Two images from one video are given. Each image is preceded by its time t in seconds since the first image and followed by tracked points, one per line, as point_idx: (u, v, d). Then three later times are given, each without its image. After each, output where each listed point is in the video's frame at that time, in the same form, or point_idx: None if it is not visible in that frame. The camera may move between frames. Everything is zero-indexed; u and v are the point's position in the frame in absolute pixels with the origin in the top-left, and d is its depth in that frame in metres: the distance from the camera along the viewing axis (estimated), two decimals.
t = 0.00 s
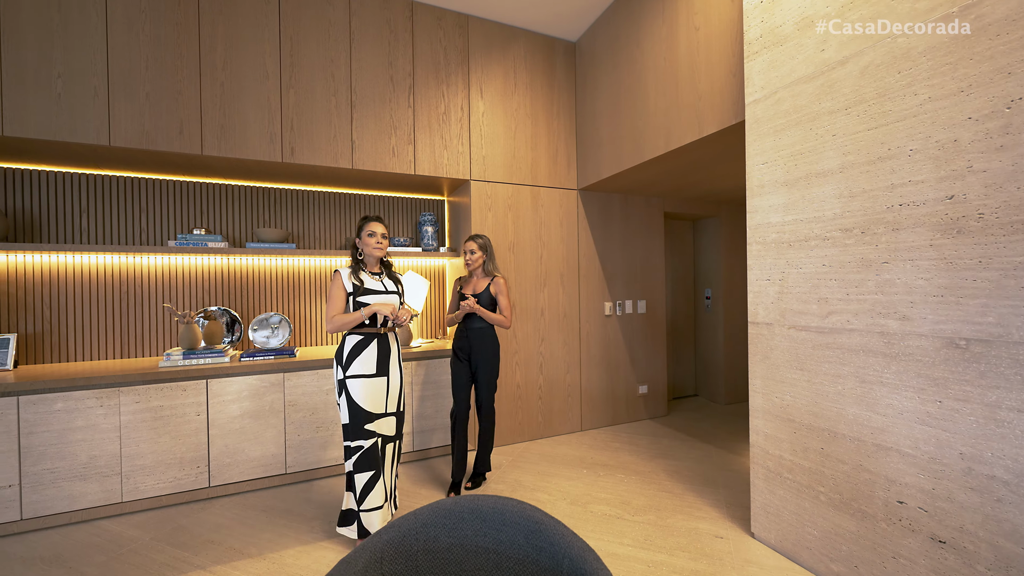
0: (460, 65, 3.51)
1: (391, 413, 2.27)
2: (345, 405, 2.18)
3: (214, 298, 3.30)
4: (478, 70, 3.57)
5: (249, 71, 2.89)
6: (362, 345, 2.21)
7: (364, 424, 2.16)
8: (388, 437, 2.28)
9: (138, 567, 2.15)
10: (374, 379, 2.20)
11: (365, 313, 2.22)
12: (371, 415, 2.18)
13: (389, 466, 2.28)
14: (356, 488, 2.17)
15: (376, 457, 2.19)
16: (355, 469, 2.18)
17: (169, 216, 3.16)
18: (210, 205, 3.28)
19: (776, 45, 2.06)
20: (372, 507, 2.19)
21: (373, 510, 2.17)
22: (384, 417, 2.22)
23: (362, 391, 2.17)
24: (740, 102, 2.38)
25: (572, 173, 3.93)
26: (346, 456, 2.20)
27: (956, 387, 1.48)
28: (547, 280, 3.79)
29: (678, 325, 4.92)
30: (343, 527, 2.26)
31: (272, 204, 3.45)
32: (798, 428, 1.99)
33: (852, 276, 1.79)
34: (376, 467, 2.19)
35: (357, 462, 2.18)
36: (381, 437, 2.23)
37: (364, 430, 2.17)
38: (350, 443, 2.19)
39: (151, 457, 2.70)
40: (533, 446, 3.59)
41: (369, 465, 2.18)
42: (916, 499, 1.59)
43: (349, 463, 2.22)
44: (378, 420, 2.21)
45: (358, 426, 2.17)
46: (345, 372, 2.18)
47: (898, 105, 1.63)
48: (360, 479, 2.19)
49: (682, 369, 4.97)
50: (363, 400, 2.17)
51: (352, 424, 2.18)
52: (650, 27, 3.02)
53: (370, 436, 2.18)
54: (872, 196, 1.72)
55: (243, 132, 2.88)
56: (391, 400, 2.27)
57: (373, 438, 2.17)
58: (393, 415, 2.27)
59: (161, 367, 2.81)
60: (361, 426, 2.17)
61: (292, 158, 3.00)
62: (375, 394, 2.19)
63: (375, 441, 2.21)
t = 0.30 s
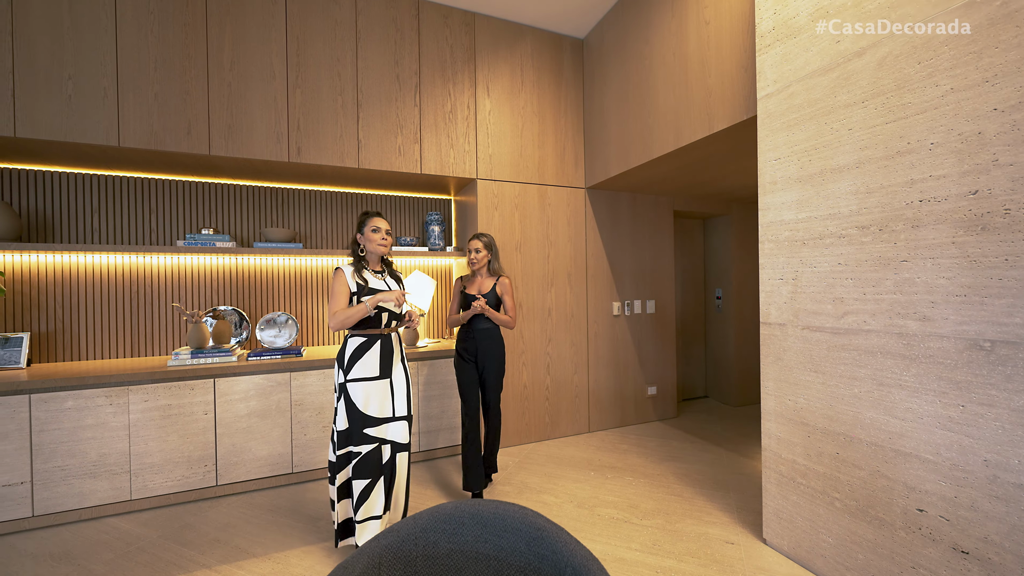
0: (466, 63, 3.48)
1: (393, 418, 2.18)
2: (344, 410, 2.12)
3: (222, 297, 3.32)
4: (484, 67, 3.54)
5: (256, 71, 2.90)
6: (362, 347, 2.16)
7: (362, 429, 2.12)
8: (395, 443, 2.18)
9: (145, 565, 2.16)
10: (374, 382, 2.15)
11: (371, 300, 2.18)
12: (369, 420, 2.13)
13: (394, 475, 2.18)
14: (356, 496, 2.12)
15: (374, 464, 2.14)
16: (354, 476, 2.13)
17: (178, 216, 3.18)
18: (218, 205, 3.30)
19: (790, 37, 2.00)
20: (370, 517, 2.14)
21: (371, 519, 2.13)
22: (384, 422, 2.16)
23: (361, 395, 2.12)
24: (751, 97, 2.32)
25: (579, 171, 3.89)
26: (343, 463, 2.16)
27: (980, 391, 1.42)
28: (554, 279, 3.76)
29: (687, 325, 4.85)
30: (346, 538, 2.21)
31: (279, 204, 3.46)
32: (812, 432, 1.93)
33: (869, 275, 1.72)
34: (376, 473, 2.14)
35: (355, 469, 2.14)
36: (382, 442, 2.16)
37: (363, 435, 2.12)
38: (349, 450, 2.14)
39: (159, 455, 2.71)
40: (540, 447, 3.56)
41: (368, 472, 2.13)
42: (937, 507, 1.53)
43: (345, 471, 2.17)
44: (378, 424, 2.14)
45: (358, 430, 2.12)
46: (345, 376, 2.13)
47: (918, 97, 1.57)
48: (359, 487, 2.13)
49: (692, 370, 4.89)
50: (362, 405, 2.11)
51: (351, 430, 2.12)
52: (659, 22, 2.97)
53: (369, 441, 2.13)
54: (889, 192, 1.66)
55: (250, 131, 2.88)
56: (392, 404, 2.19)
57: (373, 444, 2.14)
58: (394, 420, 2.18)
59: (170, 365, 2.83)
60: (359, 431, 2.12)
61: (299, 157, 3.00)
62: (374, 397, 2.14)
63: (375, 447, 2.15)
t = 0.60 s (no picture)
0: (471, 62, 3.47)
1: (400, 423, 2.16)
2: (349, 414, 2.09)
3: (228, 298, 3.34)
4: (489, 66, 3.53)
5: (261, 72, 2.91)
6: (368, 350, 2.14)
7: (368, 433, 2.10)
8: (402, 449, 2.15)
9: (151, 563, 2.17)
10: (380, 386, 2.13)
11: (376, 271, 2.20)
12: (374, 424, 2.11)
13: (401, 481, 2.15)
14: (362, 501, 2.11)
15: (381, 468, 2.13)
16: (358, 481, 2.11)
17: (185, 216, 3.21)
18: (225, 206, 3.32)
19: (799, 32, 1.96)
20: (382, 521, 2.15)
21: (379, 523, 2.13)
22: (390, 426, 2.14)
23: (367, 399, 2.10)
24: (759, 93, 2.28)
25: (585, 170, 3.85)
26: (346, 469, 2.09)
27: (998, 395, 1.37)
28: (559, 279, 3.73)
29: (695, 325, 4.79)
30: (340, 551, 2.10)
31: (285, 204, 3.47)
32: (821, 435, 1.89)
33: (882, 274, 1.68)
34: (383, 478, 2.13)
35: (361, 473, 2.11)
36: (389, 447, 2.15)
37: (368, 439, 2.10)
38: (353, 456, 2.09)
39: (166, 454, 2.73)
40: (546, 449, 3.53)
41: (375, 476, 2.12)
42: (952, 515, 1.48)
43: (348, 477, 2.10)
44: (383, 428, 2.13)
45: (362, 435, 2.10)
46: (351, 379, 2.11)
47: (933, 91, 1.52)
48: (364, 492, 2.12)
49: (700, 371, 4.83)
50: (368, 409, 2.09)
51: (354, 435, 2.09)
52: (666, 18, 2.92)
53: (375, 445, 2.12)
54: (903, 189, 1.61)
55: (255, 132, 2.89)
56: (398, 408, 2.16)
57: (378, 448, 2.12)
58: (400, 424, 2.16)
59: (176, 365, 2.85)
60: (364, 436, 2.10)
61: (303, 158, 3.00)
62: (381, 401, 2.13)
63: (381, 451, 2.13)
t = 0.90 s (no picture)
0: (475, 62, 3.46)
1: (419, 426, 2.14)
2: (370, 421, 2.04)
3: (233, 298, 3.36)
4: (493, 66, 3.52)
5: (266, 73, 2.92)
6: (386, 353, 2.09)
7: (389, 439, 2.06)
8: (418, 452, 2.14)
9: (155, 562, 2.18)
10: (401, 390, 2.08)
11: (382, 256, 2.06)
12: (396, 429, 2.07)
13: (419, 483, 2.14)
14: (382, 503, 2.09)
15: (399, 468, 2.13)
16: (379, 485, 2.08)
17: (191, 217, 3.23)
18: (230, 206, 3.34)
19: (805, 28, 1.93)
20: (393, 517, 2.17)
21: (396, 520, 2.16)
22: (409, 430, 2.12)
23: (388, 405, 2.05)
24: (765, 91, 2.25)
25: (589, 170, 3.83)
26: (367, 476, 2.04)
27: (1011, 398, 1.33)
28: (563, 279, 3.71)
29: (701, 326, 4.75)
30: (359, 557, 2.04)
31: (289, 205, 3.49)
32: (828, 438, 1.86)
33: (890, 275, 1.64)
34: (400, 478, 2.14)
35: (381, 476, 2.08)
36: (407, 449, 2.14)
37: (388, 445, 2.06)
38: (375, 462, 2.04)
39: (171, 454, 2.75)
40: (550, 449, 3.51)
41: (393, 477, 2.12)
42: (963, 520, 1.45)
43: (369, 483, 2.04)
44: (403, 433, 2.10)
45: (384, 441, 2.06)
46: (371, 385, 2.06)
47: (943, 87, 1.49)
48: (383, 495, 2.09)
49: (706, 372, 4.79)
50: (390, 415, 2.05)
51: (375, 442, 2.03)
52: (671, 16, 2.90)
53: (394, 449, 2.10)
54: (912, 187, 1.58)
55: (259, 133, 2.90)
56: (418, 412, 2.13)
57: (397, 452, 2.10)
58: (419, 427, 2.14)
59: (182, 365, 2.86)
60: (385, 442, 2.06)
61: (307, 159, 3.01)
62: (402, 405, 2.08)
63: (400, 454, 2.12)
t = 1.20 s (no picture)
0: (477, 62, 3.46)
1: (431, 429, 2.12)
2: (384, 425, 2.04)
3: (237, 298, 3.38)
4: (495, 66, 3.51)
5: (269, 74, 2.93)
6: (396, 355, 2.08)
7: (405, 445, 2.04)
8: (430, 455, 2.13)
9: (158, 561, 2.20)
10: (413, 395, 2.06)
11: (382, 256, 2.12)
12: (411, 435, 2.05)
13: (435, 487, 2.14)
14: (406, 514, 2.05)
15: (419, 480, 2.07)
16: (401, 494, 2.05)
17: (195, 218, 3.25)
18: (233, 207, 3.35)
19: (809, 25, 1.91)
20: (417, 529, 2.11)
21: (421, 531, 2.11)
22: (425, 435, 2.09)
23: (401, 410, 2.04)
24: (768, 89, 2.22)
25: (592, 170, 3.82)
26: (389, 483, 2.05)
27: (1019, 402, 1.31)
28: (566, 279, 3.70)
29: (705, 326, 4.72)
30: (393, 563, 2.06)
31: (292, 206, 3.50)
32: (832, 441, 1.84)
33: (896, 275, 1.62)
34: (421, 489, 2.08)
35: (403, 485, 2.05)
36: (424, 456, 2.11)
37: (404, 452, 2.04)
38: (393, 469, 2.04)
39: (175, 453, 2.77)
40: (552, 450, 3.50)
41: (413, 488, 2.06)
42: (970, 525, 1.42)
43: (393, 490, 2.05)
44: (419, 438, 2.08)
45: (399, 448, 2.04)
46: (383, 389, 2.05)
47: (950, 84, 1.46)
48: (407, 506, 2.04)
49: (711, 372, 4.75)
50: (403, 420, 2.04)
51: (390, 448, 2.04)
52: (673, 14, 2.88)
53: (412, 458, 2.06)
54: (918, 186, 1.55)
55: (262, 134, 2.92)
56: (431, 414, 2.12)
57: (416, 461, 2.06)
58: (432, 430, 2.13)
59: (186, 365, 2.88)
60: (400, 448, 2.04)
61: (310, 159, 3.02)
62: (416, 408, 2.07)
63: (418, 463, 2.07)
